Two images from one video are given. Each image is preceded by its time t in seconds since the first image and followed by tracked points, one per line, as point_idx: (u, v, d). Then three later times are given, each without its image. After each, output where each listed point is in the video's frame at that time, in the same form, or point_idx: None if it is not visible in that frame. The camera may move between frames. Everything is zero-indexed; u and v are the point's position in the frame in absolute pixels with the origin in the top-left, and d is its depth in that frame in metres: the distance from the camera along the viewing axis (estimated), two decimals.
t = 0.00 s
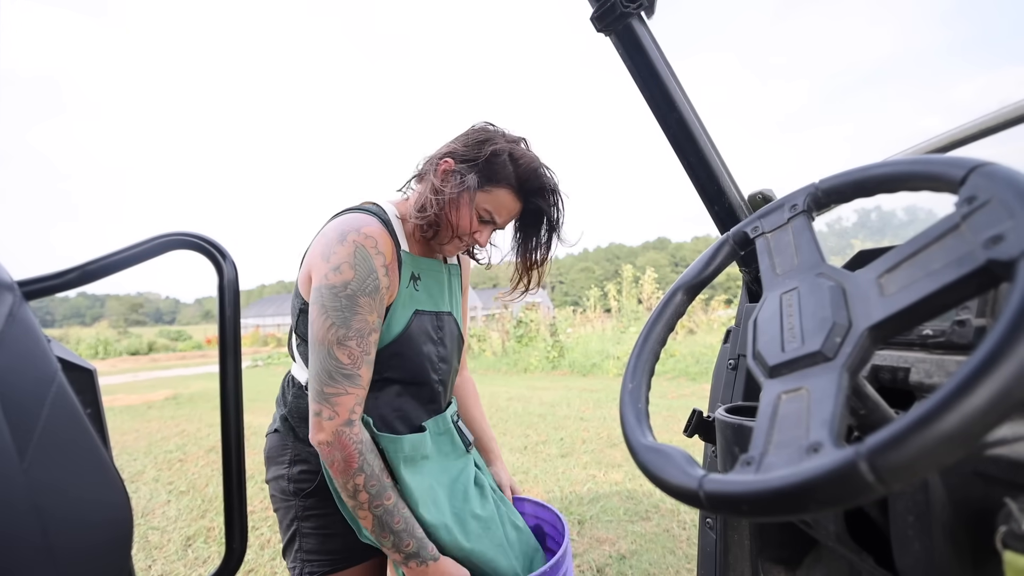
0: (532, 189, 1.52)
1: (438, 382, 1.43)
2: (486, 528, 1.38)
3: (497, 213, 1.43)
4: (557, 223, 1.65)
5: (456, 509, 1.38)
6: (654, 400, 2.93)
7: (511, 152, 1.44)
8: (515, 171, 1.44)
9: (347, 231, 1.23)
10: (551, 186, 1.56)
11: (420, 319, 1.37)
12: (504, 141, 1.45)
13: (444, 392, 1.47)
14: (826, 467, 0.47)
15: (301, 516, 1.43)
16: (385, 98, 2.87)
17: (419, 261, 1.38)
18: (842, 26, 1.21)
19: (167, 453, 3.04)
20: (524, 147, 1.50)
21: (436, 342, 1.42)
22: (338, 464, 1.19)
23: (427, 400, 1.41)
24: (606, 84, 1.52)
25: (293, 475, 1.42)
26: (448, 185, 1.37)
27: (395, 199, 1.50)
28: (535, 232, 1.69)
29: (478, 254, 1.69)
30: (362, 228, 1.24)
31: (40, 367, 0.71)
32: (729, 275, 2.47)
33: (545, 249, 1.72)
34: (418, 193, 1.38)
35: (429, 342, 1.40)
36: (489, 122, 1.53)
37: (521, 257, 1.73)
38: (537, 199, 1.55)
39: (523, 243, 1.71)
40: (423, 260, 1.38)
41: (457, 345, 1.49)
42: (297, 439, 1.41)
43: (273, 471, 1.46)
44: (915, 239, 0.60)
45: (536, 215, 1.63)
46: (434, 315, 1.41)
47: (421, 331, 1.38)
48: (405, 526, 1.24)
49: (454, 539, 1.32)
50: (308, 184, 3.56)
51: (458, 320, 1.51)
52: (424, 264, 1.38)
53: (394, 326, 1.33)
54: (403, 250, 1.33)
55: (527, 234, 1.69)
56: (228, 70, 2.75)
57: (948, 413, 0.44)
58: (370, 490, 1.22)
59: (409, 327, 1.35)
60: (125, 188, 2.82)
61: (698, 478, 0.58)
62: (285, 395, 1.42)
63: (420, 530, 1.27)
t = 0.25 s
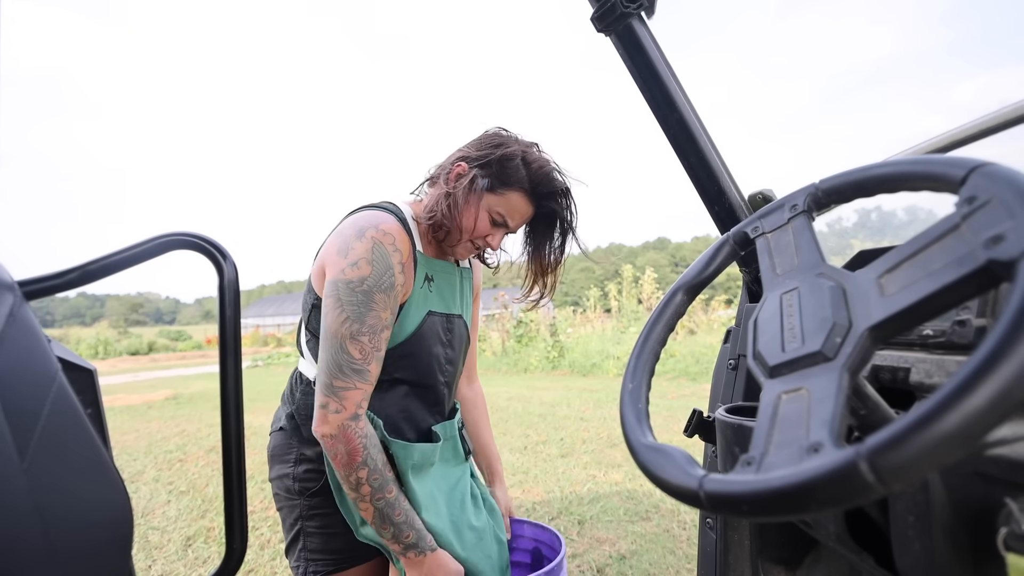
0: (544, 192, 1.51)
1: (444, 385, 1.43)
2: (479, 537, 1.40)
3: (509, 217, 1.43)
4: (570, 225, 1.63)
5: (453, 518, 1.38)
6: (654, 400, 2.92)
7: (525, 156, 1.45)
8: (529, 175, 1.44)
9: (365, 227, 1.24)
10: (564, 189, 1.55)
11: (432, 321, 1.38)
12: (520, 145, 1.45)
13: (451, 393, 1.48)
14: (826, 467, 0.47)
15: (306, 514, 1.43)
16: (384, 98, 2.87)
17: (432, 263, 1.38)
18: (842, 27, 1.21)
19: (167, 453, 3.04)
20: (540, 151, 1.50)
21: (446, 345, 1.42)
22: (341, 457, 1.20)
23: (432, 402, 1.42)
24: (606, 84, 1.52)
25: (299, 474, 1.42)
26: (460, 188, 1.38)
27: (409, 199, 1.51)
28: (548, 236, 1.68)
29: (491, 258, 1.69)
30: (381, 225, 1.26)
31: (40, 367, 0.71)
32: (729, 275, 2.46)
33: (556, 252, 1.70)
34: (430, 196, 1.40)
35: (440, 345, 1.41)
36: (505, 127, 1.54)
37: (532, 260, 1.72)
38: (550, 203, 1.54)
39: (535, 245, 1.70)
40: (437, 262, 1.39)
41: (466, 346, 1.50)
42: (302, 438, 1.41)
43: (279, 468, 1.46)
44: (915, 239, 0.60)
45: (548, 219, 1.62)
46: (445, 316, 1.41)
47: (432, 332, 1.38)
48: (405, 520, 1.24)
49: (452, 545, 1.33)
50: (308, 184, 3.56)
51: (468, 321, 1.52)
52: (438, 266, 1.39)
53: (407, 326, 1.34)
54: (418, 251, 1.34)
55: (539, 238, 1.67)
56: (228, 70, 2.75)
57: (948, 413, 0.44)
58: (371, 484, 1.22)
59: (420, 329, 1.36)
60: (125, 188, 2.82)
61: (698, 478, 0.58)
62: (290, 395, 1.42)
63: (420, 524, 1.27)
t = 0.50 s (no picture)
0: (557, 198, 1.52)
1: (449, 387, 1.44)
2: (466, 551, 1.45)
3: (521, 221, 1.44)
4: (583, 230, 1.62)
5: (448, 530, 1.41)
6: (654, 400, 2.92)
7: (539, 160, 1.45)
8: (543, 179, 1.45)
9: (374, 225, 1.26)
10: (576, 194, 1.55)
11: (440, 322, 1.39)
12: (533, 149, 1.46)
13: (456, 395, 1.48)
14: (825, 467, 0.47)
15: (312, 515, 1.43)
16: (384, 98, 2.87)
17: (442, 264, 1.39)
18: (842, 27, 1.21)
19: (167, 453, 3.04)
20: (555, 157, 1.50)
21: (453, 346, 1.43)
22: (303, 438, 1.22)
23: (439, 404, 1.43)
24: (606, 84, 1.52)
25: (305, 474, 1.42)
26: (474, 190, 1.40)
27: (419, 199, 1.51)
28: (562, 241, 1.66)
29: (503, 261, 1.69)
30: (392, 223, 1.28)
31: (40, 368, 0.71)
32: (729, 275, 2.46)
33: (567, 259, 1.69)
34: (445, 196, 1.42)
35: (447, 347, 1.42)
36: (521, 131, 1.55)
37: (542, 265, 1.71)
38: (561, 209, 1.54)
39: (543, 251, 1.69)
40: (446, 263, 1.40)
41: (471, 346, 1.51)
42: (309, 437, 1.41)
43: (284, 468, 1.46)
44: (915, 239, 0.60)
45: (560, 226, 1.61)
46: (453, 318, 1.42)
47: (439, 334, 1.39)
48: (361, 517, 1.25)
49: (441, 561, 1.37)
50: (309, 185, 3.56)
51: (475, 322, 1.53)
52: (449, 268, 1.40)
53: (416, 327, 1.34)
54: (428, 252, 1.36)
55: (551, 243, 1.66)
56: (227, 70, 2.75)
57: (948, 413, 0.44)
58: (326, 471, 1.23)
59: (429, 329, 1.36)
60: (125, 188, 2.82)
61: (698, 478, 0.58)
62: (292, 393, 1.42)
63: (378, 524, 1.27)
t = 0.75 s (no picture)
0: (558, 199, 1.50)
1: (448, 380, 1.45)
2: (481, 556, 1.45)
3: (519, 221, 1.44)
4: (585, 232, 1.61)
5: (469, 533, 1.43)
6: (654, 400, 2.92)
7: (539, 160, 1.45)
8: (541, 181, 1.44)
9: (371, 206, 1.34)
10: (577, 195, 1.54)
11: (438, 315, 1.41)
12: (534, 148, 1.45)
13: (457, 392, 1.49)
14: (825, 467, 0.47)
15: (313, 512, 1.43)
16: (384, 98, 2.87)
17: (439, 256, 1.41)
18: (842, 27, 1.21)
19: (167, 453, 3.04)
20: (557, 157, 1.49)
21: (452, 341, 1.44)
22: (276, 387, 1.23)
23: (438, 399, 1.44)
24: (606, 84, 1.52)
25: (305, 472, 1.44)
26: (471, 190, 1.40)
27: (421, 196, 1.54)
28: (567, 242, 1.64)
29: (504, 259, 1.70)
30: (389, 207, 1.35)
31: (40, 368, 0.71)
32: (729, 275, 2.46)
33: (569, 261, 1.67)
34: (444, 195, 1.43)
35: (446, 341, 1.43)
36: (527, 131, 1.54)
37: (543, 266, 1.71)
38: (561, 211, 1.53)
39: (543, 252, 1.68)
40: (445, 256, 1.42)
41: (475, 344, 1.52)
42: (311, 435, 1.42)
43: (286, 466, 1.48)
44: (915, 239, 0.60)
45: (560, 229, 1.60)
46: (451, 312, 1.44)
47: (437, 328, 1.41)
48: (369, 415, 1.26)
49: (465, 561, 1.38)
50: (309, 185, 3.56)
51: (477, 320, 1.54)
52: (447, 261, 1.43)
53: (410, 317, 1.37)
54: (423, 244, 1.39)
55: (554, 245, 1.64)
56: (228, 70, 2.75)
57: (948, 413, 0.44)
58: (320, 401, 1.24)
59: (425, 320, 1.39)
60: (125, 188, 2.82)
61: (698, 478, 0.58)
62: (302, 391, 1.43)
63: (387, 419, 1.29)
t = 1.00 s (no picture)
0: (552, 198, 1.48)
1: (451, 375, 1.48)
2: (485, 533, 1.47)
3: (510, 218, 1.42)
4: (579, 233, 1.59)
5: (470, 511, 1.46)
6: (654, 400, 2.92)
7: (531, 157, 1.43)
8: (532, 176, 1.42)
9: (367, 200, 1.34)
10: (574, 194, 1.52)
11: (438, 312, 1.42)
12: (526, 145, 1.43)
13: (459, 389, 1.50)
14: (826, 467, 0.47)
15: (318, 511, 1.43)
16: (385, 98, 2.87)
17: (438, 255, 1.42)
18: (842, 27, 1.21)
19: (167, 453, 3.04)
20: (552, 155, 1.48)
21: (453, 337, 1.47)
22: (310, 381, 1.28)
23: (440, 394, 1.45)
24: (606, 84, 1.52)
25: (310, 471, 1.43)
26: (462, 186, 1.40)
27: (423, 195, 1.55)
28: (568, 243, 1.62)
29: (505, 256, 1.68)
30: (385, 199, 1.36)
31: (40, 368, 0.71)
32: (729, 275, 2.46)
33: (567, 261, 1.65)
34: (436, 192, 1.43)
35: (447, 338, 1.45)
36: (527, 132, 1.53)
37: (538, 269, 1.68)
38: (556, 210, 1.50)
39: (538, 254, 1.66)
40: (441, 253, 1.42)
41: (475, 341, 1.53)
42: (317, 434, 1.43)
43: (291, 466, 1.48)
44: (915, 239, 0.60)
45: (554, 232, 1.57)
46: (452, 311, 1.45)
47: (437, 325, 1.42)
48: (400, 369, 1.35)
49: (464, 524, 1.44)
50: (309, 185, 3.56)
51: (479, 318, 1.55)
52: (444, 259, 1.43)
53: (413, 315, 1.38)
54: (422, 243, 1.40)
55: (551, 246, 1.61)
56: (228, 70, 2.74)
57: (949, 413, 0.44)
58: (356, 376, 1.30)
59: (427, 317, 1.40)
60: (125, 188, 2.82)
61: (699, 478, 0.58)
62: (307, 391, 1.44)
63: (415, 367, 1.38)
